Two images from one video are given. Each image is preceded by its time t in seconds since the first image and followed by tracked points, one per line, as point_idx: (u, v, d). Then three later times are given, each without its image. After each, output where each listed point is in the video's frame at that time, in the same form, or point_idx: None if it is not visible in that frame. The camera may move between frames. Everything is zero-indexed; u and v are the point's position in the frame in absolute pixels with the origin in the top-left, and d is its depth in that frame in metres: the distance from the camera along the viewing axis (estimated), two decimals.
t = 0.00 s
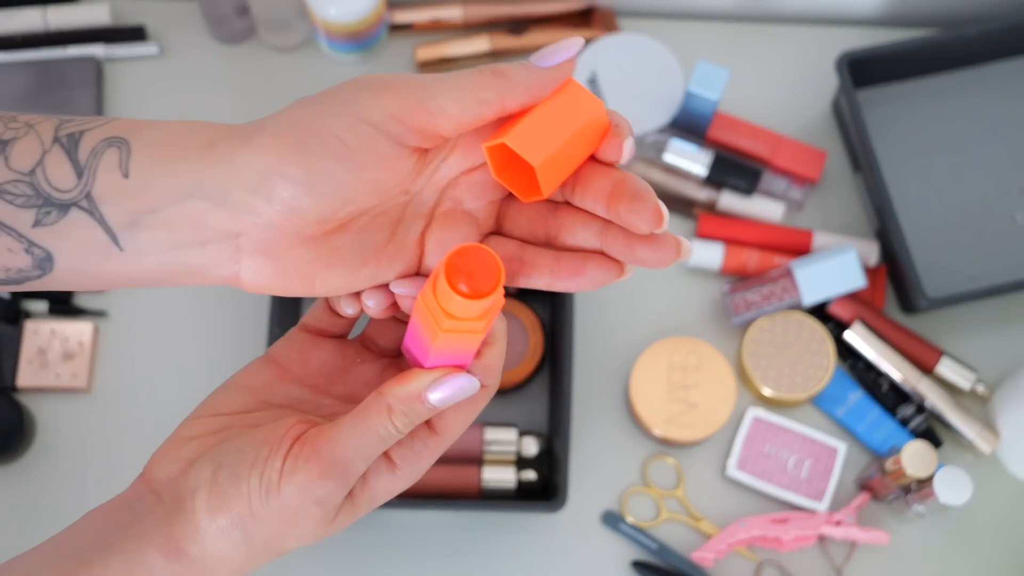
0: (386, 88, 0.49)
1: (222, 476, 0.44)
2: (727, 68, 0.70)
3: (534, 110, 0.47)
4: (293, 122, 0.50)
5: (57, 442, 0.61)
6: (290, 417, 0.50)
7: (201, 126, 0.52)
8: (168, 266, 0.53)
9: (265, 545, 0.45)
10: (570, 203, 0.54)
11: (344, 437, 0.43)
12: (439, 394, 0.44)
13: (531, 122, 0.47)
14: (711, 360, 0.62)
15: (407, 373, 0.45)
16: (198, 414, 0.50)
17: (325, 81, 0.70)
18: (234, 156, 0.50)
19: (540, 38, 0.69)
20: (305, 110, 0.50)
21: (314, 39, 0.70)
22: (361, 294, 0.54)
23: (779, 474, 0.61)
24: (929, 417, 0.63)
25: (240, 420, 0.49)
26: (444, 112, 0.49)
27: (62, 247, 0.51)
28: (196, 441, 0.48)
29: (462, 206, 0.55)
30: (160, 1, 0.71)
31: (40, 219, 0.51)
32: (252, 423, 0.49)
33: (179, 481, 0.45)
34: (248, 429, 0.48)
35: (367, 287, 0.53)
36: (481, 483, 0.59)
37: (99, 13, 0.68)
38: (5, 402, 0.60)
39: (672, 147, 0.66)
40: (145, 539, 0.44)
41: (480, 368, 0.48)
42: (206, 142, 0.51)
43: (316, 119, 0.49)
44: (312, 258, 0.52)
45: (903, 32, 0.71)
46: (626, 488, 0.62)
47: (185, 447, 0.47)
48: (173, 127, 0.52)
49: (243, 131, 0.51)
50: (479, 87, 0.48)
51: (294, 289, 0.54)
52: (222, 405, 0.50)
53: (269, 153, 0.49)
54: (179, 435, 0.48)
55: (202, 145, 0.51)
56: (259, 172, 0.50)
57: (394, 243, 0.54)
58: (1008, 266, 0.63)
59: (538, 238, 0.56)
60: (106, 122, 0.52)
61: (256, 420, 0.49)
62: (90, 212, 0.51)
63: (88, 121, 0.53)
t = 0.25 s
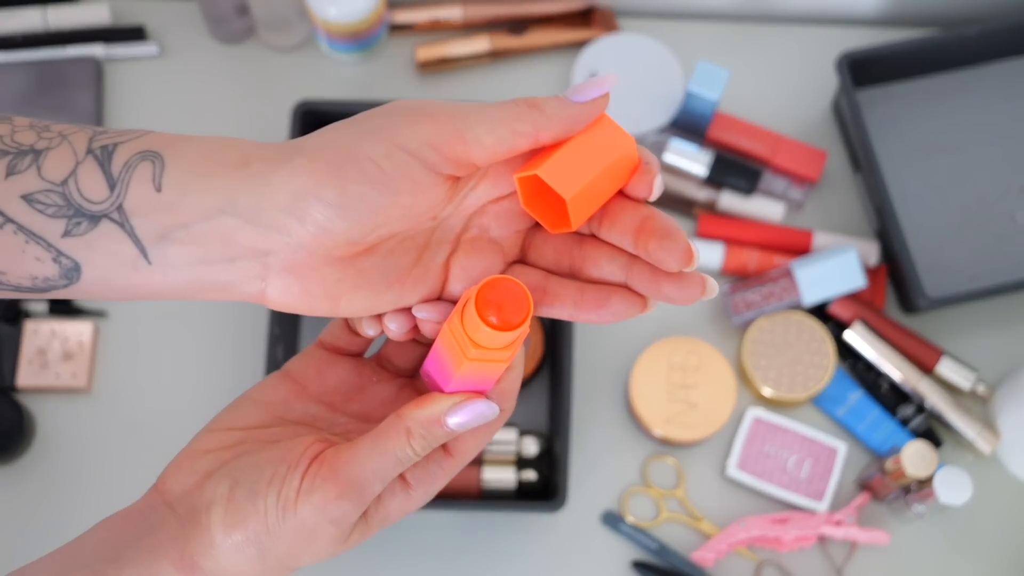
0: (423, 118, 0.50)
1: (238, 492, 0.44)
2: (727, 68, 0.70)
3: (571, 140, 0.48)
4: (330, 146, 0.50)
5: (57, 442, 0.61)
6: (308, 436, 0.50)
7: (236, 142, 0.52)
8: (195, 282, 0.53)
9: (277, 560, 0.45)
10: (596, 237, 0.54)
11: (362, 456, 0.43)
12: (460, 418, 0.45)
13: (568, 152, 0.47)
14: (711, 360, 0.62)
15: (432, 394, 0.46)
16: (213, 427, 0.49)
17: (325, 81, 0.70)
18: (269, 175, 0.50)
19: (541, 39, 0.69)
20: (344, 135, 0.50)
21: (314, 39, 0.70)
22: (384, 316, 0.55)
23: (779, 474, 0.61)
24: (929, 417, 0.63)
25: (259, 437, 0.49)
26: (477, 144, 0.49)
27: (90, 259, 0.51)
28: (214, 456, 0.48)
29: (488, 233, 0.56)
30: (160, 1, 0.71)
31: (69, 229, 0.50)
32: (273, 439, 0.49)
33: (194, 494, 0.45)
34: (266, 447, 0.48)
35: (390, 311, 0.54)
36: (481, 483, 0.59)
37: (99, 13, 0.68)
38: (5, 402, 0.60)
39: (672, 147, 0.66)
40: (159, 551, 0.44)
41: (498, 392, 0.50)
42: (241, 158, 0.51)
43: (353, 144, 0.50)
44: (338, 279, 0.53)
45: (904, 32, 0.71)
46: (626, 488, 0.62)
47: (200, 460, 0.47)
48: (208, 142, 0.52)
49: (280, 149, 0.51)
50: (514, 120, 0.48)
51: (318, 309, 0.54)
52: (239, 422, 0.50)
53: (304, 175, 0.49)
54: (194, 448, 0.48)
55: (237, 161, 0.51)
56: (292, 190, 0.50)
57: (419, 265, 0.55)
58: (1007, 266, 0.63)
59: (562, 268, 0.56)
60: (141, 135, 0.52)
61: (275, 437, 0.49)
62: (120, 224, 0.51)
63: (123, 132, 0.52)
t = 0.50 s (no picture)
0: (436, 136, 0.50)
1: (240, 502, 0.44)
2: (727, 68, 0.69)
3: (576, 158, 0.47)
4: (341, 159, 0.50)
5: (58, 442, 0.61)
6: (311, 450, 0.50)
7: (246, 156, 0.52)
8: (201, 291, 0.53)
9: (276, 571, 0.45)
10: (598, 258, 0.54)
11: (362, 468, 0.43)
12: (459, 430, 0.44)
13: (576, 168, 0.47)
14: (711, 360, 0.62)
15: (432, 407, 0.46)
16: (214, 439, 0.50)
17: (325, 81, 0.70)
18: (278, 187, 0.50)
19: (540, 38, 0.70)
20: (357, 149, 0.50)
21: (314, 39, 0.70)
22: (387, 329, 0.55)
23: (779, 473, 0.61)
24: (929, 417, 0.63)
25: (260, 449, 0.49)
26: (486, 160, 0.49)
27: (96, 268, 0.51)
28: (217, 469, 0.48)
29: (492, 249, 0.56)
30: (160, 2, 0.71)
31: (76, 238, 0.50)
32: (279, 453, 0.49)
33: (195, 503, 0.45)
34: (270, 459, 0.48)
35: (395, 323, 0.55)
36: (480, 483, 0.59)
37: (99, 13, 0.68)
38: (4, 402, 0.60)
39: (672, 147, 0.66)
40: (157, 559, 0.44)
41: (497, 407, 0.51)
42: (249, 171, 0.51)
43: (362, 159, 0.49)
44: (344, 291, 0.54)
45: (904, 32, 0.71)
46: (625, 488, 0.62)
47: (201, 470, 0.47)
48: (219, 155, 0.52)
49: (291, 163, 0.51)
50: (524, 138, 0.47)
51: (324, 321, 0.55)
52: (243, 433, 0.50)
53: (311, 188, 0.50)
54: (195, 458, 0.48)
55: (245, 173, 0.51)
56: (298, 203, 0.50)
57: (423, 280, 0.55)
58: (1007, 266, 0.63)
59: (565, 285, 0.56)
60: (152, 145, 0.52)
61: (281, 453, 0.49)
62: (128, 234, 0.50)
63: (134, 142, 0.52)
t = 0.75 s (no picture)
0: (447, 149, 0.50)
1: (237, 521, 0.44)
2: (727, 68, 0.69)
3: (585, 178, 0.48)
4: (354, 172, 0.50)
5: (58, 442, 0.61)
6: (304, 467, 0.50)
7: (256, 167, 0.52)
8: (209, 300, 0.53)
9: None
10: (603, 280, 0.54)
11: (361, 488, 0.43)
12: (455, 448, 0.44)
13: (584, 188, 0.48)
14: (711, 360, 0.62)
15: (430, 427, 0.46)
16: (212, 456, 0.50)
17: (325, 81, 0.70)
18: (290, 198, 0.50)
19: (540, 38, 0.70)
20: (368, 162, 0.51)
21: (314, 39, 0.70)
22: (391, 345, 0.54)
23: (779, 473, 0.61)
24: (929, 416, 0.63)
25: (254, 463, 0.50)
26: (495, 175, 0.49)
27: (104, 275, 0.50)
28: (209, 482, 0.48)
29: (499, 269, 0.56)
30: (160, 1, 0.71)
31: (86, 245, 0.50)
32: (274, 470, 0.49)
33: (192, 522, 0.45)
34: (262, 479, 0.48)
35: (398, 340, 0.54)
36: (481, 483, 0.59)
37: (99, 13, 0.68)
38: (4, 402, 0.59)
39: (672, 147, 0.66)
40: None
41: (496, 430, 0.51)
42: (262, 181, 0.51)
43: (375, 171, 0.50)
44: (349, 304, 0.53)
45: (903, 32, 0.71)
46: (625, 488, 0.62)
47: (199, 489, 0.47)
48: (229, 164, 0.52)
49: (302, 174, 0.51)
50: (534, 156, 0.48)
51: (328, 334, 0.54)
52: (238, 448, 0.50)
53: (325, 202, 0.50)
54: (193, 476, 0.48)
55: (258, 183, 0.51)
56: (313, 216, 0.50)
57: (429, 297, 0.55)
58: (1007, 266, 0.63)
59: (569, 308, 0.56)
60: (164, 156, 0.52)
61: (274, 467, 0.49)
62: (137, 241, 0.50)
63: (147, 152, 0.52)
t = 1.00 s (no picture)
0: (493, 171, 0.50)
1: None
2: (727, 68, 0.70)
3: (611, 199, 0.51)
4: (391, 187, 0.49)
5: (58, 442, 0.61)
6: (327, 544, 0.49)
7: (288, 164, 0.49)
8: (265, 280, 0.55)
9: None
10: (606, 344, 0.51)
11: None
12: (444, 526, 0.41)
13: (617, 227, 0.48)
14: (711, 360, 0.63)
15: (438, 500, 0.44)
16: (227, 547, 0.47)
17: (324, 81, 0.70)
18: (349, 236, 0.48)
19: (540, 38, 0.70)
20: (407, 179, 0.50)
21: (314, 39, 0.70)
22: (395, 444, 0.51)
23: (779, 474, 0.61)
24: (929, 416, 0.63)
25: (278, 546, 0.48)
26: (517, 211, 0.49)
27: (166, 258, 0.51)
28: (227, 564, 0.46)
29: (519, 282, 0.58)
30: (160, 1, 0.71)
31: (147, 237, 0.50)
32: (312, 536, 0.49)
33: None
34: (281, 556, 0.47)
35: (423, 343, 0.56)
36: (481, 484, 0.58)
37: (99, 13, 0.68)
38: (5, 402, 0.59)
39: (672, 146, 0.66)
40: None
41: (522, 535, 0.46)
42: (289, 176, 0.48)
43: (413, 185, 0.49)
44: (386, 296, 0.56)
45: (904, 32, 0.71)
46: (625, 488, 0.62)
47: None
48: (259, 156, 0.49)
49: (334, 175, 0.49)
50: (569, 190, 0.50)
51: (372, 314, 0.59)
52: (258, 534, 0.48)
53: (356, 209, 0.48)
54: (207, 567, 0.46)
55: (285, 177, 0.48)
56: (342, 223, 0.48)
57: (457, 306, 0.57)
58: (1007, 266, 0.63)
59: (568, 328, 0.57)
60: (196, 139, 0.50)
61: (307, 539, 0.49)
62: (194, 242, 0.50)
63: (179, 132, 0.50)
